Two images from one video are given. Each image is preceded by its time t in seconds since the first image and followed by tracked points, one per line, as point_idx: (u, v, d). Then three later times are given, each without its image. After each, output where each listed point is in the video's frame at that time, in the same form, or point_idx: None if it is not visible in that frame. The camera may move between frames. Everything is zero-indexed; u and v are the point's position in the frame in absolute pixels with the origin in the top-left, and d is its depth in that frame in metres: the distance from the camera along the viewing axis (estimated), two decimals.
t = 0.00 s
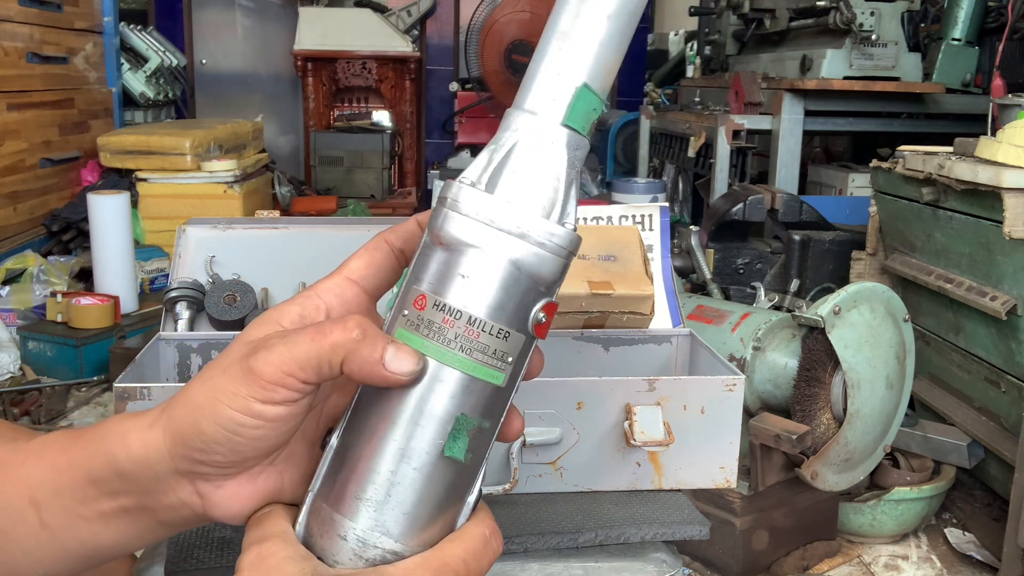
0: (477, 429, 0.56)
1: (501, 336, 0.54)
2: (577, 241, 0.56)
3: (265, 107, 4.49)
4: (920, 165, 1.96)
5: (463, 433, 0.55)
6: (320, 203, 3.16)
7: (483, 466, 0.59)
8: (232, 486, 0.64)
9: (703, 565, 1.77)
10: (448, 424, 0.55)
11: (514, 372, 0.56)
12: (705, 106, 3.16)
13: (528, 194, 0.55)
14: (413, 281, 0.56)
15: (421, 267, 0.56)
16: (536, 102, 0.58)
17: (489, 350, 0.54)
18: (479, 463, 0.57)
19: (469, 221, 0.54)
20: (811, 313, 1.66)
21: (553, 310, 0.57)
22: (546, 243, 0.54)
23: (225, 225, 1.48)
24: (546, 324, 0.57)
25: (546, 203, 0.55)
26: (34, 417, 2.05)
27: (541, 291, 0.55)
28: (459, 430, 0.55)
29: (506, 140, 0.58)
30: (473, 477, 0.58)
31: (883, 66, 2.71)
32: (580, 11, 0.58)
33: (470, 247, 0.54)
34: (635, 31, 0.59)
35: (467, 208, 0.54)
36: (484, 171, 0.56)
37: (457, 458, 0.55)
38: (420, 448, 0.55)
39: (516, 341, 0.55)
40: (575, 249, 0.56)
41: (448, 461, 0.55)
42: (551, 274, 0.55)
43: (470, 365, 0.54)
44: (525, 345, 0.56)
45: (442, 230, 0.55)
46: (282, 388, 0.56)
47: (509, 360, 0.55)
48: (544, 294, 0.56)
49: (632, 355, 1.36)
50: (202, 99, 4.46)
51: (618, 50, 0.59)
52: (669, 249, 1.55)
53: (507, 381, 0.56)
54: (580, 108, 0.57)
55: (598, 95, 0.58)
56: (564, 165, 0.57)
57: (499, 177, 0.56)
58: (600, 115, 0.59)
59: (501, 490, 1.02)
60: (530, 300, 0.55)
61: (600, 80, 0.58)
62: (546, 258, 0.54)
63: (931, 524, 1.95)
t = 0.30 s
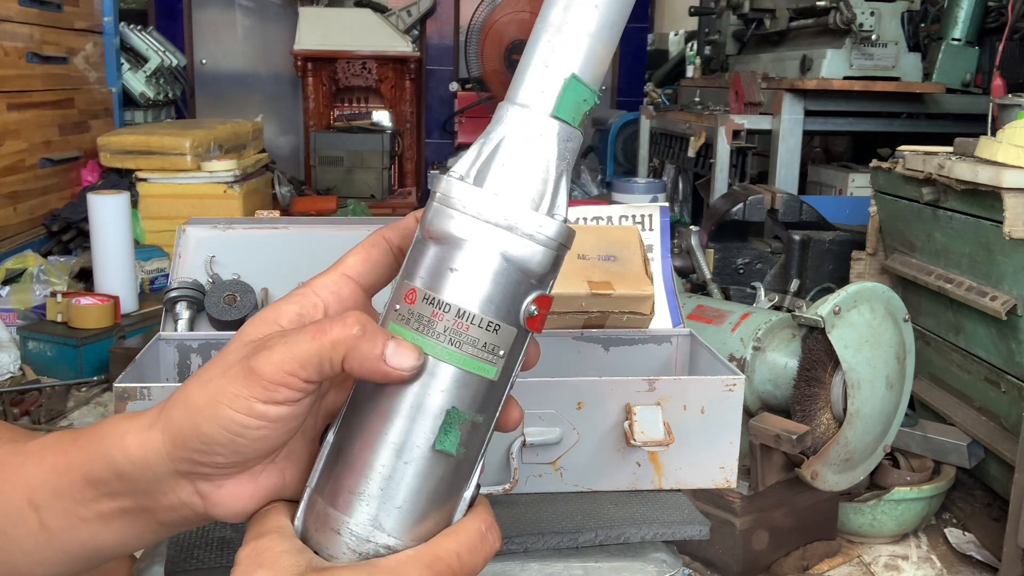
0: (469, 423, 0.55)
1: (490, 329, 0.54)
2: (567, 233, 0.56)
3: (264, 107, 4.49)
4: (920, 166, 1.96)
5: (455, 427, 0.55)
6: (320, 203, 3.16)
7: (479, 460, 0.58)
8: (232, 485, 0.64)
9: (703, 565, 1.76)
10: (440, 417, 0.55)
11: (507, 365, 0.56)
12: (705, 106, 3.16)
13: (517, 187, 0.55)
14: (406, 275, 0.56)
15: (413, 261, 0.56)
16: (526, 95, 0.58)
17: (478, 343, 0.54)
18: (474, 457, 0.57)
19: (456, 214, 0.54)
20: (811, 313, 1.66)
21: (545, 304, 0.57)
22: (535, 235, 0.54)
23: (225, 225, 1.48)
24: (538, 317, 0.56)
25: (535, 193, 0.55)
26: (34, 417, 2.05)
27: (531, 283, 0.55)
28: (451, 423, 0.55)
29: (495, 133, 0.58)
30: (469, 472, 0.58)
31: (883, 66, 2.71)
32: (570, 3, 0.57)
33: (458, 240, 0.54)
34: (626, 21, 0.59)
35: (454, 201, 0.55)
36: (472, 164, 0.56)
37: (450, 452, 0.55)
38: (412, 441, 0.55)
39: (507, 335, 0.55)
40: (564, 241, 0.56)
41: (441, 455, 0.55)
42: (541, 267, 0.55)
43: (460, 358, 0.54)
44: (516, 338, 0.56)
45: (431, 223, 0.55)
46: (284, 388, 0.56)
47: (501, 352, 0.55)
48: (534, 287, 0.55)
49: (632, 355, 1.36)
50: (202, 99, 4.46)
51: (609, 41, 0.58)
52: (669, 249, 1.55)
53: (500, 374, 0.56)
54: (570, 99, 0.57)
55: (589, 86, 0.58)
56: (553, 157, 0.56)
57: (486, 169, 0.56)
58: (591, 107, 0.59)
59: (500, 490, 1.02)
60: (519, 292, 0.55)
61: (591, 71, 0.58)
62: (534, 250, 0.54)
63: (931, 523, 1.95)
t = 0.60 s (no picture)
0: (467, 423, 0.55)
1: (489, 330, 0.54)
2: (567, 234, 0.56)
3: (265, 107, 4.49)
4: (920, 165, 1.96)
5: (452, 427, 0.55)
6: (320, 203, 3.16)
7: (477, 461, 0.58)
8: (233, 484, 0.64)
9: (703, 565, 1.77)
10: (436, 417, 0.55)
11: (505, 366, 0.56)
12: (705, 106, 3.16)
13: (517, 188, 0.55)
14: (405, 275, 0.56)
15: (413, 260, 0.57)
16: (527, 96, 0.58)
17: (477, 343, 0.54)
18: (471, 458, 0.57)
19: (456, 214, 0.54)
20: (811, 313, 1.66)
21: (544, 305, 0.56)
22: (534, 236, 0.54)
23: (225, 225, 1.48)
24: (537, 318, 0.56)
25: (534, 194, 0.55)
26: (34, 417, 2.05)
27: (530, 283, 0.55)
28: (448, 423, 0.55)
29: (496, 134, 0.58)
30: (466, 472, 0.57)
31: (883, 66, 2.71)
32: (573, 6, 0.57)
33: (457, 241, 0.54)
34: (629, 23, 0.58)
35: (453, 202, 0.55)
36: (472, 164, 0.56)
37: (447, 452, 0.55)
38: (409, 441, 0.55)
39: (505, 335, 0.55)
40: (563, 242, 0.55)
41: (438, 455, 0.55)
42: (539, 267, 0.55)
43: (458, 359, 0.54)
44: (515, 338, 0.56)
45: (430, 224, 0.56)
46: (284, 390, 0.56)
47: (499, 353, 0.55)
48: (533, 288, 0.55)
49: (632, 355, 1.36)
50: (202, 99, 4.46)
51: (611, 43, 0.58)
52: (669, 249, 1.55)
53: (498, 375, 0.55)
54: (570, 100, 0.57)
55: (590, 88, 0.57)
56: (554, 159, 0.56)
57: (486, 169, 0.56)
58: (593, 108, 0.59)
59: (500, 491, 1.02)
60: (518, 293, 0.55)
61: (594, 73, 0.58)
62: (532, 251, 0.54)
63: (931, 523, 1.95)
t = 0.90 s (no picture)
0: (456, 409, 0.55)
1: (476, 315, 0.54)
2: (555, 222, 0.55)
3: (264, 107, 4.49)
4: (920, 165, 1.96)
5: (441, 412, 0.55)
6: (320, 203, 3.16)
7: (471, 450, 0.57)
8: (240, 478, 0.64)
9: (703, 565, 1.77)
10: (425, 402, 0.54)
11: (496, 353, 0.55)
12: (705, 106, 3.16)
13: (505, 176, 0.55)
14: (401, 264, 0.57)
15: (410, 250, 0.57)
16: (520, 88, 0.57)
17: (466, 329, 0.54)
18: (464, 446, 0.56)
19: (445, 203, 0.55)
20: (811, 313, 1.66)
21: (535, 293, 0.56)
22: (522, 222, 0.54)
23: (225, 225, 1.48)
24: (527, 306, 0.56)
25: (522, 182, 0.55)
26: (34, 417, 2.05)
27: (520, 271, 0.55)
28: (436, 408, 0.54)
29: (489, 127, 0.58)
30: (459, 461, 0.57)
31: (883, 66, 2.71)
32: None
33: (446, 229, 0.55)
34: (625, 19, 0.58)
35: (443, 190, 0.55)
36: (464, 155, 0.57)
37: (435, 438, 0.55)
38: (397, 425, 0.55)
39: (494, 322, 0.54)
40: (551, 230, 0.55)
41: (427, 441, 0.55)
42: (527, 254, 0.54)
43: (446, 343, 0.54)
44: (505, 326, 0.55)
45: (421, 212, 0.56)
46: (293, 384, 0.56)
47: (489, 340, 0.55)
48: (522, 275, 0.55)
49: (632, 354, 1.36)
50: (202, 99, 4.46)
51: (605, 39, 0.58)
52: (669, 249, 1.55)
53: (488, 362, 0.55)
54: (560, 91, 0.56)
55: (582, 80, 0.57)
56: (544, 149, 0.56)
57: (476, 160, 0.56)
58: (587, 101, 0.58)
59: (501, 490, 1.02)
60: (505, 280, 0.54)
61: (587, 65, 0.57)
62: (519, 237, 0.54)
63: (931, 524, 1.95)
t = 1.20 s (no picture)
0: (447, 400, 0.55)
1: (465, 306, 0.54)
2: (545, 213, 0.55)
3: (264, 106, 4.49)
4: (920, 165, 1.96)
5: (432, 403, 0.55)
6: (320, 203, 3.16)
7: (467, 442, 0.57)
8: (247, 474, 0.64)
9: (703, 565, 1.76)
10: (415, 392, 0.54)
11: (488, 344, 0.55)
12: (705, 106, 3.16)
13: (494, 169, 0.55)
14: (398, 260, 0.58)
15: (407, 244, 0.58)
16: (511, 84, 0.58)
17: (455, 320, 0.54)
18: (458, 438, 0.56)
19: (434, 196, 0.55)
20: (811, 313, 1.66)
21: (526, 285, 0.55)
22: (509, 213, 0.54)
23: (225, 225, 1.47)
24: (518, 297, 0.55)
25: (511, 173, 0.55)
26: (34, 417, 2.05)
27: (509, 261, 0.54)
28: (426, 398, 0.54)
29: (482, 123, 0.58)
30: (454, 453, 0.57)
31: (883, 66, 2.71)
32: None
33: (436, 222, 0.55)
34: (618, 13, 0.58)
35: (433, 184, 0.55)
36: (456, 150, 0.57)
37: (426, 429, 0.55)
38: (389, 415, 0.55)
39: (484, 313, 0.54)
40: (541, 220, 0.55)
41: (419, 432, 0.55)
42: (515, 245, 0.54)
43: (434, 334, 0.54)
44: (496, 317, 0.55)
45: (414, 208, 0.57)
46: (303, 386, 0.56)
47: (480, 330, 0.54)
48: (511, 265, 0.55)
49: (632, 354, 1.36)
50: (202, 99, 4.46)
51: (598, 33, 0.57)
52: (669, 249, 1.55)
53: (479, 353, 0.55)
54: (549, 84, 0.56)
55: (572, 72, 0.57)
56: (534, 141, 0.56)
57: (465, 153, 0.56)
58: (579, 94, 0.58)
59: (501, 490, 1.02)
60: (493, 271, 0.54)
61: (578, 59, 0.57)
62: (507, 227, 0.54)
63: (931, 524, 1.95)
